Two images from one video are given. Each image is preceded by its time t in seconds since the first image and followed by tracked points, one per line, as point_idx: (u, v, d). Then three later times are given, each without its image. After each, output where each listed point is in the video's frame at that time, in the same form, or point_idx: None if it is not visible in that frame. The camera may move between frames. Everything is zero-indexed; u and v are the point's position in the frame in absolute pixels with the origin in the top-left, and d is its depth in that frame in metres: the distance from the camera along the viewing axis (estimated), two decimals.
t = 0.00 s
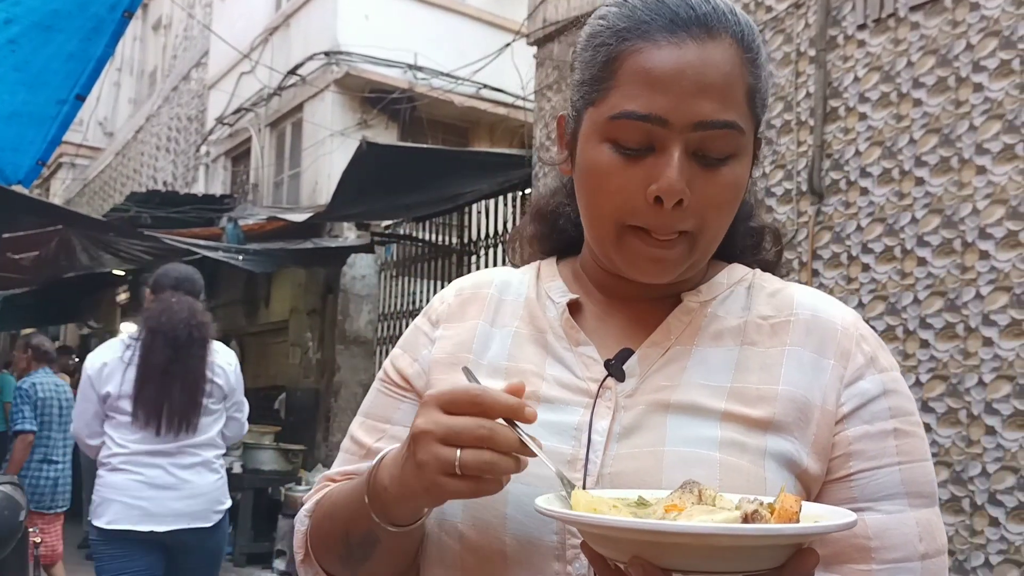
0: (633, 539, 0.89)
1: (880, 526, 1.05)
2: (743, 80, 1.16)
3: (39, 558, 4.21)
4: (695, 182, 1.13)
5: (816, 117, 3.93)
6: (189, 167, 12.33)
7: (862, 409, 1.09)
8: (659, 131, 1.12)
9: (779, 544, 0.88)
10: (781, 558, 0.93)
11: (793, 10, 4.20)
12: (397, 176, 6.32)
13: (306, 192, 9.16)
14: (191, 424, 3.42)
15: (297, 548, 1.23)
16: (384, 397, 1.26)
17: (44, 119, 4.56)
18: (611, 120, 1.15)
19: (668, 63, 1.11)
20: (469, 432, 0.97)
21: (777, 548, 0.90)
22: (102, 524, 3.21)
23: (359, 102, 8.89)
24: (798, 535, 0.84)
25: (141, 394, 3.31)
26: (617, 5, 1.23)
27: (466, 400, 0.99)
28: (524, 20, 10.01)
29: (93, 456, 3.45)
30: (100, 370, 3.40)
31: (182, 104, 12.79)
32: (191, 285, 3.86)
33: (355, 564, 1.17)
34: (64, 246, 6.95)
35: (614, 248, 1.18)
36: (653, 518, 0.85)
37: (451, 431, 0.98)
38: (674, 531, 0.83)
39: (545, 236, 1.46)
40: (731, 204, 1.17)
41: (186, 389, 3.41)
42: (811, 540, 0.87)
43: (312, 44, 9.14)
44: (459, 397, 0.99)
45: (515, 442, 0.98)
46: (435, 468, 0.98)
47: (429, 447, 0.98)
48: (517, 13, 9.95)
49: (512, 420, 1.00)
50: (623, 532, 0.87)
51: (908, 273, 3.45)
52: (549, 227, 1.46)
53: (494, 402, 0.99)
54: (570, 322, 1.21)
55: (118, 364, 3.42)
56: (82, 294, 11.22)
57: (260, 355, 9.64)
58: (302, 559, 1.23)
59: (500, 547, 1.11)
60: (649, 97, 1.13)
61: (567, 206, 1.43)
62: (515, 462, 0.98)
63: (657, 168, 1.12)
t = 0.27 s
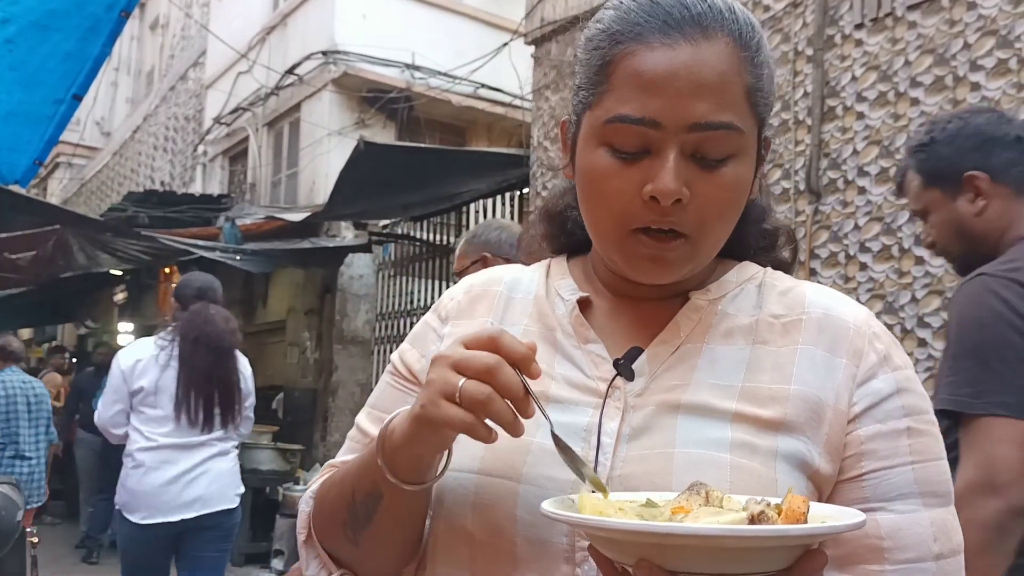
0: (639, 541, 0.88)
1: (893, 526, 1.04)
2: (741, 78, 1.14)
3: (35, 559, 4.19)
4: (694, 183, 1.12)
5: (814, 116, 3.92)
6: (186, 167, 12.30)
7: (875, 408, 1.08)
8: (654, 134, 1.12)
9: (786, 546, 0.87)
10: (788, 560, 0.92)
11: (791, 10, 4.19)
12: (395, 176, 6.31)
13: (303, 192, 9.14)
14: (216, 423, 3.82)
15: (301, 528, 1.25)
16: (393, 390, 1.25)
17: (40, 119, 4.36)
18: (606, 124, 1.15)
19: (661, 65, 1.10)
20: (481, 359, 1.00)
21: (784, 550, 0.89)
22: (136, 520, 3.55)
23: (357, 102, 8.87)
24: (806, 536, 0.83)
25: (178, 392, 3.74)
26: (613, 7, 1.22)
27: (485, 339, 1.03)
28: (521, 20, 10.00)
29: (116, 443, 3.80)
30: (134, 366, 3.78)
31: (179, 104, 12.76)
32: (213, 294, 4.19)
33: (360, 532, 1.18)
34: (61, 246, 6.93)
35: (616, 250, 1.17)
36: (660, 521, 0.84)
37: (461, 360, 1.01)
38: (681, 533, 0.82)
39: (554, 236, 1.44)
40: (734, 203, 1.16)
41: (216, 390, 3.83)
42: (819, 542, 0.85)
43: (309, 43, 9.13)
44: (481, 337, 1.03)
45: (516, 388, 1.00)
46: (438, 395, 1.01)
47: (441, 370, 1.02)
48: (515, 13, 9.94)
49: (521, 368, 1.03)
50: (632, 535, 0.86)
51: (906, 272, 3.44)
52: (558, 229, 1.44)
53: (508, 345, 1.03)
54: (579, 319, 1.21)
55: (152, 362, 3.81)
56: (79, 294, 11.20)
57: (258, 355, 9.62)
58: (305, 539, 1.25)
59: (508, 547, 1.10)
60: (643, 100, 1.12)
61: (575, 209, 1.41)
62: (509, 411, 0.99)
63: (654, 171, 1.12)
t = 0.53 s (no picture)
0: (627, 539, 0.88)
1: (893, 528, 1.03)
2: (743, 78, 1.13)
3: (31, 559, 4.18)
4: (700, 186, 1.11)
5: (812, 117, 3.91)
6: (184, 167, 12.28)
7: (878, 408, 1.07)
8: (658, 138, 1.10)
9: (773, 544, 0.86)
10: (776, 558, 0.91)
11: (789, 10, 4.17)
12: (394, 176, 6.30)
13: (301, 192, 9.12)
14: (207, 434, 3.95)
15: (300, 533, 1.23)
16: (392, 386, 1.24)
17: (38, 119, 4.03)
18: (609, 130, 1.13)
19: (663, 70, 1.09)
20: (465, 407, 0.98)
21: (771, 549, 0.88)
22: (127, 518, 3.62)
23: (355, 101, 8.85)
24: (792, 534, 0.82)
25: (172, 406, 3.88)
26: (609, 11, 1.20)
27: (461, 381, 1.00)
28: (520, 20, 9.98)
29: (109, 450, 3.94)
30: (129, 379, 3.91)
31: (178, 104, 12.75)
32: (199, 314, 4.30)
33: (361, 549, 1.16)
34: (59, 247, 6.90)
35: (621, 255, 1.16)
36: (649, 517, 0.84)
37: (444, 411, 0.99)
38: (668, 530, 0.82)
39: (556, 238, 1.43)
40: (740, 204, 1.15)
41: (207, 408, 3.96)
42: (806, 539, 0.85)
43: (307, 43, 9.12)
44: (457, 380, 1.00)
45: (506, 429, 0.99)
46: (430, 449, 0.99)
47: (425, 426, 0.99)
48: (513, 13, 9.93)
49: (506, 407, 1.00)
50: (622, 533, 0.86)
51: (904, 273, 3.43)
52: (560, 228, 1.42)
53: (490, 387, 0.99)
54: (581, 313, 1.20)
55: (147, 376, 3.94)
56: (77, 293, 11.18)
57: (256, 355, 9.60)
58: (305, 544, 1.23)
59: (503, 545, 1.11)
60: (646, 105, 1.11)
61: (577, 212, 1.40)
62: (504, 451, 0.98)
63: (659, 175, 1.11)
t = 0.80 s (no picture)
0: (613, 529, 0.90)
1: (880, 527, 1.03)
2: (724, 80, 1.13)
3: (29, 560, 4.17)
4: (675, 186, 1.12)
5: (811, 118, 3.91)
6: (183, 166, 12.28)
7: (865, 408, 1.08)
8: (634, 137, 1.11)
9: (759, 535, 0.87)
10: (762, 550, 0.93)
11: (788, 11, 4.17)
12: (393, 176, 6.30)
13: (301, 192, 9.12)
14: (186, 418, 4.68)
15: (297, 550, 1.23)
16: (381, 393, 1.27)
17: (36, 119, 3.99)
18: (588, 127, 1.15)
19: (642, 68, 1.10)
20: (422, 480, 1.01)
21: (759, 540, 0.90)
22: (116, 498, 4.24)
23: (354, 101, 8.86)
24: (776, 526, 0.84)
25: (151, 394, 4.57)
26: (598, 10, 1.21)
27: (401, 451, 1.01)
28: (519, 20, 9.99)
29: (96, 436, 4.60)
30: (111, 372, 4.59)
31: (177, 103, 12.74)
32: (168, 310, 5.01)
33: None
34: (58, 246, 6.89)
35: (600, 251, 1.17)
36: (634, 508, 0.86)
37: (410, 488, 1.01)
38: (652, 520, 0.83)
39: (546, 233, 1.45)
40: (719, 205, 1.15)
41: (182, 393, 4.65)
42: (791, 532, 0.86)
43: (307, 43, 9.12)
44: (394, 451, 1.01)
45: (471, 469, 1.01)
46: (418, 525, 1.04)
47: (399, 507, 1.03)
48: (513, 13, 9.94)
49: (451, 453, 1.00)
50: (608, 522, 0.88)
51: (903, 273, 3.43)
52: (550, 226, 1.44)
53: (428, 444, 0.99)
54: (567, 315, 1.22)
55: (127, 368, 4.62)
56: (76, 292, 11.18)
57: (254, 355, 9.59)
58: (302, 560, 1.23)
59: (488, 546, 1.13)
60: (624, 104, 1.11)
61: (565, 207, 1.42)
62: (478, 488, 1.02)
63: (635, 174, 1.12)
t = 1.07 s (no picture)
0: (596, 524, 0.90)
1: (870, 528, 1.03)
2: (726, 82, 1.13)
3: (30, 559, 4.17)
4: (673, 185, 1.12)
5: (812, 118, 3.91)
6: (184, 166, 12.28)
7: (857, 408, 1.08)
8: (634, 134, 1.11)
9: (741, 531, 0.88)
10: (741, 546, 0.93)
11: (789, 11, 4.17)
12: (393, 176, 6.30)
13: (302, 192, 9.12)
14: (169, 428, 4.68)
15: (283, 538, 1.24)
16: (375, 387, 1.27)
17: (36, 118, 4.00)
18: (589, 123, 1.14)
19: (644, 67, 1.10)
20: (407, 439, 1.00)
21: (738, 535, 0.90)
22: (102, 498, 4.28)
23: (355, 101, 8.86)
24: (756, 520, 0.84)
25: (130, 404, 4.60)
26: (602, 8, 1.21)
27: (388, 411, 1.01)
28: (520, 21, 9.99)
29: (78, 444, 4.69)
30: (93, 381, 4.65)
31: (177, 103, 12.75)
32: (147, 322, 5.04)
33: (344, 564, 1.18)
34: (59, 246, 6.89)
35: (596, 246, 1.17)
36: (616, 503, 0.86)
37: (394, 446, 1.01)
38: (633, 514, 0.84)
39: (544, 231, 1.45)
40: (717, 204, 1.15)
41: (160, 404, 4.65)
42: (772, 527, 0.86)
43: (307, 43, 9.12)
44: (382, 411, 1.01)
45: (457, 432, 1.01)
46: (397, 485, 1.03)
47: (382, 468, 1.03)
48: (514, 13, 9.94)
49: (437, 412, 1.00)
50: (589, 517, 0.88)
51: (903, 274, 3.43)
52: (548, 226, 1.44)
53: (416, 404, 0.99)
54: (563, 313, 1.22)
55: (110, 378, 4.67)
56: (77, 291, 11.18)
57: (255, 355, 9.59)
58: (288, 548, 1.24)
59: (480, 542, 1.13)
60: (625, 101, 1.11)
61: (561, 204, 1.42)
62: (463, 453, 1.01)
63: (633, 172, 1.11)
